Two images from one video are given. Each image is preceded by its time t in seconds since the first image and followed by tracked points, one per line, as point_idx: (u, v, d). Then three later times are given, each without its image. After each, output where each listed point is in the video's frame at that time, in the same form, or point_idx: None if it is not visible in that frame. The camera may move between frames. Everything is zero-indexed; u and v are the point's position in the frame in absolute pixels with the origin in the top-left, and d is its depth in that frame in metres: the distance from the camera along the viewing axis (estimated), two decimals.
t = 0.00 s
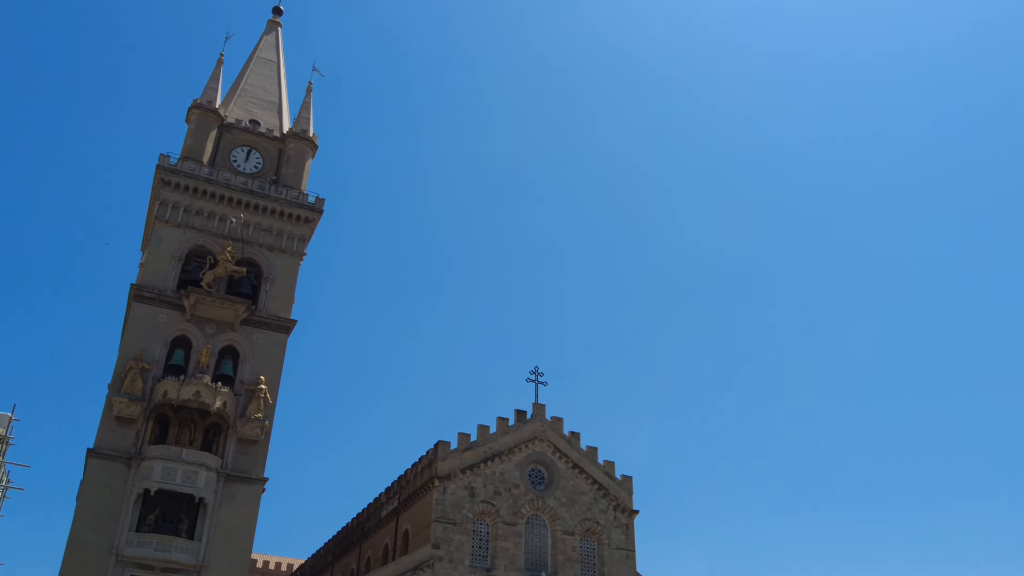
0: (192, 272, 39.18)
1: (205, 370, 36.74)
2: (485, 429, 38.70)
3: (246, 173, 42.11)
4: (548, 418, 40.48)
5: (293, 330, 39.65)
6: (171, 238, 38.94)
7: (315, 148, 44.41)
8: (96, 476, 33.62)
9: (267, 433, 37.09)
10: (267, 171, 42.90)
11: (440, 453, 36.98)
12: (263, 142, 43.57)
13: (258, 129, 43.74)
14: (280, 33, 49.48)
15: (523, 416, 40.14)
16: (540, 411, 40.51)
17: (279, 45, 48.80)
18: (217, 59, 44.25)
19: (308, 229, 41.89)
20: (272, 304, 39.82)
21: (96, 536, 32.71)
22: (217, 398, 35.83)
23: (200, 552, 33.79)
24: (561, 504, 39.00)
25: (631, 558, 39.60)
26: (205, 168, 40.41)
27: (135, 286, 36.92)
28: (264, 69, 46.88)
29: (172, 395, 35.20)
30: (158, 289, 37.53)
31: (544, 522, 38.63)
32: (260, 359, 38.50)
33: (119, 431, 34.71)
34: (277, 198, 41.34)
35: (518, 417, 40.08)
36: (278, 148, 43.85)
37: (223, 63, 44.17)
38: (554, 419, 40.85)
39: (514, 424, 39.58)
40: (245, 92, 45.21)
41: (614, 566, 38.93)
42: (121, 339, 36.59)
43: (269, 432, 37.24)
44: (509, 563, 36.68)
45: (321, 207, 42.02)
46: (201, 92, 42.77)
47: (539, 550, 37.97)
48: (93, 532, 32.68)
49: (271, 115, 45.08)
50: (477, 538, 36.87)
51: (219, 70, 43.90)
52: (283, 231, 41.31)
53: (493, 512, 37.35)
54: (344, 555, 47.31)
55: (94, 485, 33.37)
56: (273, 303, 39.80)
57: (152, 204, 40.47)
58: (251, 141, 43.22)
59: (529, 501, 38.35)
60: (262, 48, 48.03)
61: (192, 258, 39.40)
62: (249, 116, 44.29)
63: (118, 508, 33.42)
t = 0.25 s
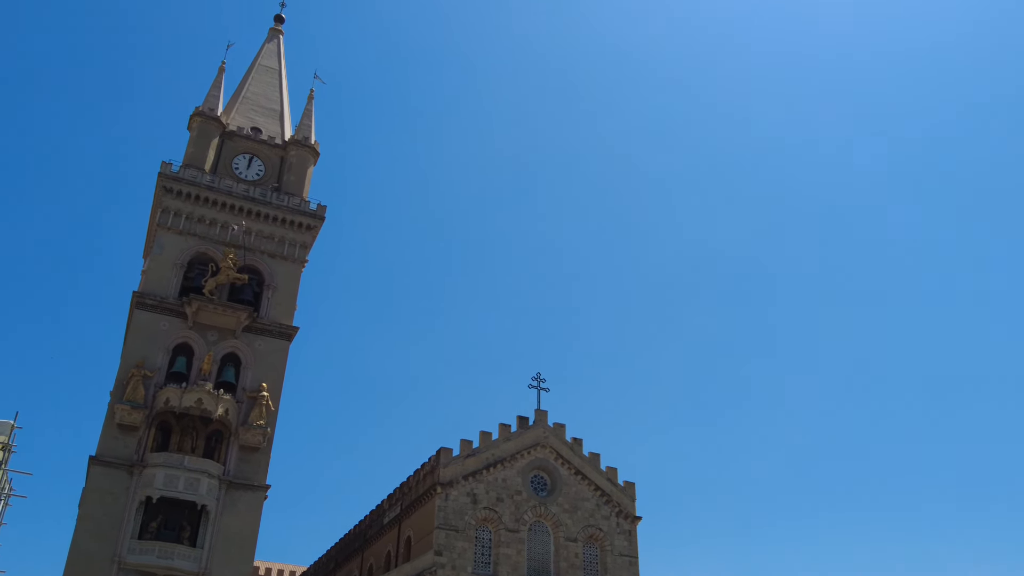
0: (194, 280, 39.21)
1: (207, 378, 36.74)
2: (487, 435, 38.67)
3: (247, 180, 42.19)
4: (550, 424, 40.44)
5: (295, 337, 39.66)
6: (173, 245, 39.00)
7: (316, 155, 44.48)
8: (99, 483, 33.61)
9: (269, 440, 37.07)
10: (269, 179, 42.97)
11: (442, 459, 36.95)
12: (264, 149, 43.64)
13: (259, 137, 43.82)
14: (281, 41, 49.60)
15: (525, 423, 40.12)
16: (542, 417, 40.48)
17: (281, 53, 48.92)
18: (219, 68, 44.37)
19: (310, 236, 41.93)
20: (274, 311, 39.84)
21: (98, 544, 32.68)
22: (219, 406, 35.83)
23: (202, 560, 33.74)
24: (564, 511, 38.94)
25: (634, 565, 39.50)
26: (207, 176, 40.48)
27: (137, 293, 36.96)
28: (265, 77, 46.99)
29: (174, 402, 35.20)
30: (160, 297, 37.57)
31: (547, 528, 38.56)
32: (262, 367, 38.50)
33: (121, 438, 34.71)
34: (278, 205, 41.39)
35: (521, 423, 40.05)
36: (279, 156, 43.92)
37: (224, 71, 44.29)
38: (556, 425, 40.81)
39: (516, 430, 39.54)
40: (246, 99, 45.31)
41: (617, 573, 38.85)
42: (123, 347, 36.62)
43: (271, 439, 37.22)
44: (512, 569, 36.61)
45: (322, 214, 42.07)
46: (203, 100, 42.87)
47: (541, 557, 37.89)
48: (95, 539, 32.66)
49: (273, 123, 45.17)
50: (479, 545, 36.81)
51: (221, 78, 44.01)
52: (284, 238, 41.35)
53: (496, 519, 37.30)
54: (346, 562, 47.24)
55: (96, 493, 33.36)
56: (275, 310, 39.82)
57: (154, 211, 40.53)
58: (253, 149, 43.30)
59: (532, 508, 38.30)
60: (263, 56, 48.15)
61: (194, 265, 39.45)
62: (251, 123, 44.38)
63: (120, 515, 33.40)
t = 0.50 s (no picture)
0: (197, 281, 39.27)
1: (210, 379, 36.78)
2: (490, 436, 38.67)
3: (250, 182, 42.24)
4: (553, 425, 40.43)
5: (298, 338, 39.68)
6: (176, 246, 39.05)
7: (319, 156, 44.51)
8: (102, 485, 33.65)
9: (272, 441, 37.10)
10: (271, 180, 43.02)
11: (445, 460, 36.96)
12: (267, 150, 43.69)
13: (262, 138, 43.87)
14: (283, 42, 49.66)
15: (528, 423, 40.11)
16: (545, 417, 40.46)
17: (283, 54, 48.97)
18: (221, 69, 44.42)
19: (313, 238, 41.96)
20: (277, 312, 39.87)
21: (102, 545, 32.74)
22: (222, 407, 35.86)
23: (206, 561, 33.77)
24: (567, 511, 38.92)
25: (637, 565, 39.47)
26: (209, 177, 40.53)
27: (140, 295, 37.02)
28: (268, 78, 47.05)
29: (178, 403, 35.23)
30: (163, 298, 37.62)
31: (550, 529, 38.55)
32: (265, 368, 38.53)
33: (125, 440, 34.76)
34: (281, 206, 41.43)
35: (523, 424, 40.04)
36: (282, 157, 43.97)
37: (227, 73, 44.35)
38: (559, 425, 40.78)
39: (519, 431, 39.53)
40: (249, 101, 45.36)
41: (621, 573, 38.82)
42: (127, 348, 36.67)
43: (275, 440, 37.25)
44: (515, 570, 36.60)
45: (325, 216, 42.10)
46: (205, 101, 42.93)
47: (545, 557, 37.88)
48: (99, 541, 32.70)
49: (275, 124, 45.22)
50: (483, 546, 36.81)
51: (223, 79, 44.08)
52: (287, 240, 41.39)
53: (499, 519, 37.29)
54: (350, 563, 47.23)
55: (100, 494, 33.41)
56: (278, 311, 39.85)
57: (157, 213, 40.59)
58: (255, 150, 43.35)
59: (535, 508, 38.29)
60: (266, 58, 48.21)
61: (197, 267, 39.50)
62: (253, 125, 44.44)
63: (124, 517, 33.44)
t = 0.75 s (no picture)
0: (200, 281, 39.31)
1: (213, 379, 36.82)
2: (493, 435, 38.68)
3: (252, 182, 42.27)
4: (555, 424, 40.44)
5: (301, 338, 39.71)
6: (179, 247, 39.09)
7: (321, 156, 44.53)
8: (105, 485, 33.71)
9: (275, 441, 37.13)
10: (274, 180, 43.04)
11: (448, 459, 36.97)
12: (269, 151, 43.72)
13: (264, 138, 43.90)
14: (285, 42, 49.70)
15: (531, 423, 40.11)
16: (547, 417, 40.47)
17: (285, 54, 49.01)
18: (223, 69, 44.46)
19: (315, 237, 41.99)
20: (279, 312, 39.90)
21: (105, 545, 32.79)
22: (225, 407, 35.89)
23: (209, 561, 33.81)
24: (570, 511, 38.93)
25: (640, 565, 39.45)
26: (212, 178, 40.57)
27: (143, 295, 37.06)
28: (270, 79, 47.06)
29: (180, 403, 35.28)
30: (165, 298, 37.66)
31: (553, 528, 38.55)
32: (268, 368, 38.56)
33: (128, 440, 34.81)
34: (283, 206, 41.45)
35: (526, 423, 40.05)
36: (284, 157, 43.99)
37: (229, 73, 44.38)
38: (562, 425, 40.78)
39: (522, 430, 39.54)
40: (251, 101, 45.39)
41: (623, 573, 38.82)
42: (129, 348, 36.72)
43: (278, 440, 37.28)
44: (518, 569, 36.62)
45: (327, 215, 42.12)
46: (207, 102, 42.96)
47: (548, 556, 37.88)
48: (102, 541, 32.76)
49: (277, 124, 45.24)
50: (486, 545, 36.82)
51: (225, 80, 44.10)
52: (289, 240, 41.42)
53: (502, 519, 37.31)
54: (353, 562, 47.27)
55: (103, 494, 33.46)
56: (281, 311, 39.89)
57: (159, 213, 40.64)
58: (257, 150, 43.38)
59: (538, 507, 38.30)
60: (268, 58, 48.23)
61: (200, 267, 39.54)
62: (256, 125, 44.46)
63: (127, 517, 33.49)
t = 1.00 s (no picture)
0: (204, 282, 39.38)
1: (218, 379, 36.89)
2: (498, 435, 38.69)
3: (256, 182, 42.34)
4: (560, 424, 40.43)
5: (305, 338, 39.76)
6: (183, 247, 39.17)
7: (325, 157, 44.59)
8: (111, 485, 33.78)
9: (280, 441, 37.19)
10: (278, 181, 43.10)
11: (452, 459, 36.99)
12: (273, 151, 43.77)
13: (268, 139, 43.96)
14: (289, 43, 49.75)
15: (535, 422, 40.11)
16: (552, 416, 40.46)
17: (289, 55, 49.07)
18: (227, 70, 44.52)
19: (319, 238, 42.03)
20: (284, 313, 39.96)
21: (111, 545, 32.87)
22: (230, 407, 35.95)
23: (215, 561, 33.87)
24: (575, 510, 38.93)
25: (645, 564, 39.43)
26: (216, 178, 40.64)
27: (148, 296, 37.14)
28: (273, 79, 47.13)
29: (186, 404, 35.35)
30: (170, 299, 37.74)
31: (558, 528, 38.55)
32: (272, 368, 38.62)
33: (133, 441, 34.88)
34: (287, 207, 41.51)
35: (531, 423, 40.05)
36: (288, 158, 44.05)
37: (232, 74, 44.45)
38: (566, 424, 40.77)
39: (526, 430, 39.54)
40: (255, 102, 45.45)
41: (629, 572, 38.82)
42: (134, 349, 36.80)
43: (283, 440, 37.34)
44: (523, 569, 36.63)
45: (331, 216, 42.17)
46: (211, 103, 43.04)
47: (553, 556, 37.89)
48: (108, 541, 32.84)
49: (281, 125, 45.30)
50: (491, 544, 36.84)
51: (229, 81, 44.18)
52: (294, 240, 41.47)
53: (507, 519, 37.31)
54: (358, 562, 47.32)
55: (109, 494, 33.54)
56: (285, 312, 39.94)
57: (164, 214, 40.71)
58: (262, 151, 43.45)
59: (543, 507, 38.31)
60: (271, 58, 48.30)
61: (204, 268, 39.61)
62: (259, 126, 44.53)
63: (132, 517, 33.56)
